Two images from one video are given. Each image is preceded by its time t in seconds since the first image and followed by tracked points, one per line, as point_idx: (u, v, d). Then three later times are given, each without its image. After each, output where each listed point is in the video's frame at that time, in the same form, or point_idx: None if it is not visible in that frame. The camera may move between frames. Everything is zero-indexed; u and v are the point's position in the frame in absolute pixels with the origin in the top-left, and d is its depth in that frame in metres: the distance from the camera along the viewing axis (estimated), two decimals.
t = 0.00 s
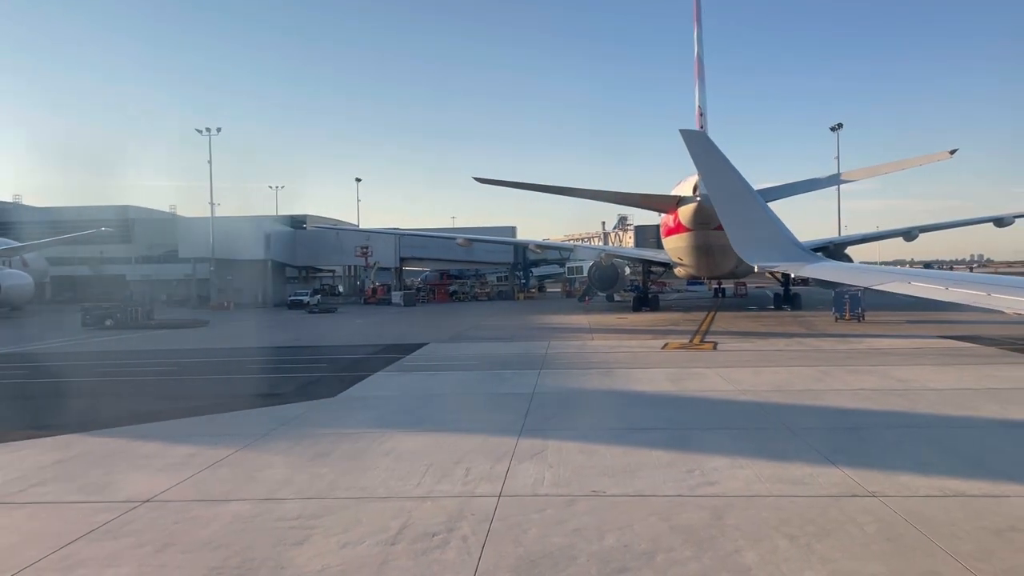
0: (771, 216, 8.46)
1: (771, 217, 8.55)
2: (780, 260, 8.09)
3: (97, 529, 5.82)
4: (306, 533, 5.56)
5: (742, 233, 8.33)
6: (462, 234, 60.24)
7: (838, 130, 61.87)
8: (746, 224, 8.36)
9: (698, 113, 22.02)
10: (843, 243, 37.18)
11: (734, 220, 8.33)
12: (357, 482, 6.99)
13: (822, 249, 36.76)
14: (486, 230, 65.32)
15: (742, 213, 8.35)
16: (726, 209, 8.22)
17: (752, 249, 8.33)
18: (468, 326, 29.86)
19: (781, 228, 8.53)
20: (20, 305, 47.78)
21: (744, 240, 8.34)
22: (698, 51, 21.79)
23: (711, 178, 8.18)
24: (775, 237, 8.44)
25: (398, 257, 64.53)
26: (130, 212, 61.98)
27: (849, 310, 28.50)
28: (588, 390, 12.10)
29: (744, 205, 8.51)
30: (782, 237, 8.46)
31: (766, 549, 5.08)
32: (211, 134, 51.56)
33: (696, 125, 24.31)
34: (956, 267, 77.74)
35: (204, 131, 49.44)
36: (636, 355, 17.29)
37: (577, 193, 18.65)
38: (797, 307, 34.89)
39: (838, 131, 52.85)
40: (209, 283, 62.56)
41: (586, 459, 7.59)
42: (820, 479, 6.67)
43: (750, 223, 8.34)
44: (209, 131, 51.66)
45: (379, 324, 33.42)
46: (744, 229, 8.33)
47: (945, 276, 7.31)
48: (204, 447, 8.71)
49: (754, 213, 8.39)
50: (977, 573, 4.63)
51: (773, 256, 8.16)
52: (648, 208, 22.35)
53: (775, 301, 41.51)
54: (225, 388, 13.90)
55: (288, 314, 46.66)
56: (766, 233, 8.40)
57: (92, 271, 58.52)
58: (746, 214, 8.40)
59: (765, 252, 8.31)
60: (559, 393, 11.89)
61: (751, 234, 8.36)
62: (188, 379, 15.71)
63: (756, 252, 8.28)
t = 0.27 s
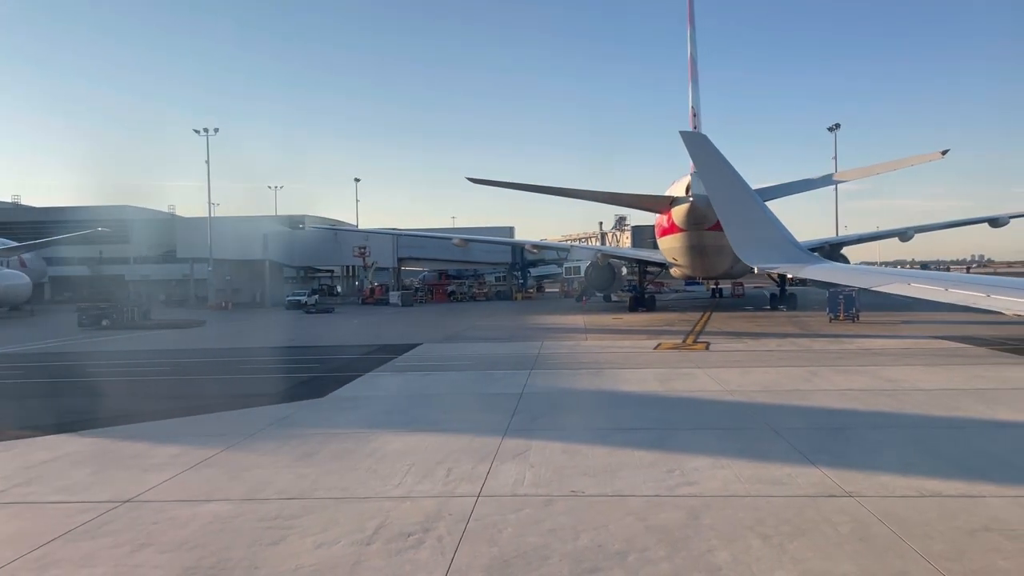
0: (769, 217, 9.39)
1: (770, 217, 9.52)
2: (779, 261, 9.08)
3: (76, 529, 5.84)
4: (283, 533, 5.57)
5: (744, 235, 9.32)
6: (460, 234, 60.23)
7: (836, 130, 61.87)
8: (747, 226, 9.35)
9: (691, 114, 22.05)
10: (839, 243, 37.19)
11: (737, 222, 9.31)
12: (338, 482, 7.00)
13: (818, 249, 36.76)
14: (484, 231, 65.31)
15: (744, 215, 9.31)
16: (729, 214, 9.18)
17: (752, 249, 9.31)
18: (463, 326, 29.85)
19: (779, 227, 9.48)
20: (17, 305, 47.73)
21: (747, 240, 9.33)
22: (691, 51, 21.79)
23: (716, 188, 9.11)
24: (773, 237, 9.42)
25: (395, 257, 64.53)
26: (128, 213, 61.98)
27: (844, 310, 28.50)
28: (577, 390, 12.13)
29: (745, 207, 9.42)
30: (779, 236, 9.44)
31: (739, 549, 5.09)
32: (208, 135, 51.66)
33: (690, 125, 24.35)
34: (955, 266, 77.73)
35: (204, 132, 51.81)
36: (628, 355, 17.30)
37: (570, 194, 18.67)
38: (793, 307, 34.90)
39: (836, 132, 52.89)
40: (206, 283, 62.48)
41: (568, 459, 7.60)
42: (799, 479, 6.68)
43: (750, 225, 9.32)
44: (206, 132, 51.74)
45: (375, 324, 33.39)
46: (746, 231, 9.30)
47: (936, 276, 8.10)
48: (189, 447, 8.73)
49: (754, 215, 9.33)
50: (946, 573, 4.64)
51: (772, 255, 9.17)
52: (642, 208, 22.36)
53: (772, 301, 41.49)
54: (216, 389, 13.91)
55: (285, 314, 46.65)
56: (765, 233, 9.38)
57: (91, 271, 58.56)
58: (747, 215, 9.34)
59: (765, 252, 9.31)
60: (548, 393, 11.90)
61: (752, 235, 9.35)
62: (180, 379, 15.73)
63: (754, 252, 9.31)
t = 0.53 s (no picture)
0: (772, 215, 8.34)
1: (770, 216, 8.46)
2: (781, 259, 7.95)
3: (53, 529, 5.84)
4: (261, 533, 5.58)
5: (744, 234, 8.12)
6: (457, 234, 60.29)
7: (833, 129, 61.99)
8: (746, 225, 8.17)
9: (685, 114, 22.04)
10: (835, 243, 37.24)
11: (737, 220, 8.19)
12: (320, 482, 7.02)
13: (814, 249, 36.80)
14: (482, 231, 65.35)
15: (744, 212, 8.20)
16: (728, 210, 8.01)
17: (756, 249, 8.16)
18: (459, 326, 29.88)
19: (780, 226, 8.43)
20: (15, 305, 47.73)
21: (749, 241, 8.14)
22: (685, 52, 21.77)
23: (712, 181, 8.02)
24: (773, 237, 8.33)
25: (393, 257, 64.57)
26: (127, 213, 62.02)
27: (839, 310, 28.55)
28: (565, 390, 12.14)
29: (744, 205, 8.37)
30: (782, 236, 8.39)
31: (712, 549, 5.11)
32: (206, 134, 51.84)
33: (684, 126, 24.34)
34: (953, 266, 77.83)
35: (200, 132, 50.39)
36: (620, 355, 17.34)
37: (563, 194, 18.68)
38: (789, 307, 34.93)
39: (832, 132, 53.03)
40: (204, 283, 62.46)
41: (551, 460, 7.62)
42: (778, 480, 6.70)
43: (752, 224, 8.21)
44: (204, 131, 51.93)
45: (371, 323, 33.44)
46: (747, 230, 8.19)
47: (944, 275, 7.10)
48: (174, 447, 8.74)
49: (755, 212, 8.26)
50: (917, 573, 4.65)
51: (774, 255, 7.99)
52: (636, 208, 22.37)
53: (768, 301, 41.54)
54: (207, 389, 13.92)
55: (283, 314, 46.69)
56: (769, 232, 8.29)
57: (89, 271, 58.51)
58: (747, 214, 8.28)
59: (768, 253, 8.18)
60: (536, 393, 11.92)
61: (752, 235, 8.16)
62: (172, 379, 15.75)
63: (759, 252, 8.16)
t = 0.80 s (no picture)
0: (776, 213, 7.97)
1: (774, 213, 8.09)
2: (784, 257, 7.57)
3: (33, 529, 5.84)
4: (239, 533, 5.57)
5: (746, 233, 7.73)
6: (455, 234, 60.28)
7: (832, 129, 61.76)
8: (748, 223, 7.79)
9: (680, 114, 22.04)
10: (832, 243, 37.19)
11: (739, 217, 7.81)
12: (303, 481, 7.02)
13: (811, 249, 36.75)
14: (480, 230, 65.32)
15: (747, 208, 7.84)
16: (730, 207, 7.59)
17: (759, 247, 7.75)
18: (455, 325, 29.86)
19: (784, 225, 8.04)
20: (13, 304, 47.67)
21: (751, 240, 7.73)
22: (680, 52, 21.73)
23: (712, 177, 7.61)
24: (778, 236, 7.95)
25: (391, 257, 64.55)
26: (126, 212, 61.99)
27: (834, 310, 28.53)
28: (555, 390, 12.14)
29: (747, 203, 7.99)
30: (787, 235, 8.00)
31: (689, 549, 5.11)
32: (204, 135, 52.10)
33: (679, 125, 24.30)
34: (951, 266, 77.88)
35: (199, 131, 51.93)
36: (613, 355, 17.33)
37: (556, 194, 18.67)
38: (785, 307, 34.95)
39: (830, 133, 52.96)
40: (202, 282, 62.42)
41: (535, 460, 7.62)
42: (761, 479, 6.70)
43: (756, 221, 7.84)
44: (202, 131, 52.12)
45: (367, 323, 33.41)
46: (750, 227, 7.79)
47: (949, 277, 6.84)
48: (160, 447, 8.74)
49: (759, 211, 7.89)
50: (892, 573, 4.65)
51: (775, 255, 7.62)
52: (630, 208, 22.36)
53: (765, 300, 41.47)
54: (197, 389, 13.90)
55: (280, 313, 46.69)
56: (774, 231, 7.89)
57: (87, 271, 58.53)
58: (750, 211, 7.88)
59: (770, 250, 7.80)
60: (526, 393, 11.91)
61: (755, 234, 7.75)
62: (163, 379, 15.73)
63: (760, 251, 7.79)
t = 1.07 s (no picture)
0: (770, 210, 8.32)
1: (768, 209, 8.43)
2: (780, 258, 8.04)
3: (13, 527, 5.85)
4: (217, 532, 5.58)
5: (744, 233, 8.14)
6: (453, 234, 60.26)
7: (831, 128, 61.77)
8: (746, 223, 8.19)
9: (675, 114, 22.06)
10: (829, 242, 37.21)
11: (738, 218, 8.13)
12: (286, 480, 7.03)
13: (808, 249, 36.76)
14: (478, 230, 65.33)
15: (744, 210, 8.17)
16: (730, 210, 7.98)
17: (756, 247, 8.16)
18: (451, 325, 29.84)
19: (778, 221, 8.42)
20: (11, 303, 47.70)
21: (748, 239, 8.15)
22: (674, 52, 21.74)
23: (715, 181, 7.99)
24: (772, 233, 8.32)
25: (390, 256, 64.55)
26: (125, 211, 62.10)
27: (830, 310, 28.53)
28: (545, 389, 12.15)
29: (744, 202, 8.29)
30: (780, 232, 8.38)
31: (665, 548, 5.12)
32: (202, 132, 53.52)
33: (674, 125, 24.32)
34: (950, 266, 77.87)
35: (194, 129, 53.56)
36: (606, 355, 17.35)
37: (549, 194, 18.69)
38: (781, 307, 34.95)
39: (828, 132, 53.03)
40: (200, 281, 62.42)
41: (519, 459, 7.63)
42: (742, 479, 6.72)
43: (752, 222, 8.18)
44: (200, 128, 53.52)
45: (364, 322, 33.40)
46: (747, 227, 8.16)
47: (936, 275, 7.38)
48: (147, 446, 8.76)
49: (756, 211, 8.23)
50: (865, 572, 4.67)
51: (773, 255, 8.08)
52: (625, 208, 22.38)
53: (762, 300, 41.49)
54: (188, 388, 13.93)
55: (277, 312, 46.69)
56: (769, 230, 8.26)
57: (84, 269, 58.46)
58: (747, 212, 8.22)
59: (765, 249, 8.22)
60: (515, 392, 11.92)
61: (752, 234, 8.18)
62: (155, 378, 15.76)
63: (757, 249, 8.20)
